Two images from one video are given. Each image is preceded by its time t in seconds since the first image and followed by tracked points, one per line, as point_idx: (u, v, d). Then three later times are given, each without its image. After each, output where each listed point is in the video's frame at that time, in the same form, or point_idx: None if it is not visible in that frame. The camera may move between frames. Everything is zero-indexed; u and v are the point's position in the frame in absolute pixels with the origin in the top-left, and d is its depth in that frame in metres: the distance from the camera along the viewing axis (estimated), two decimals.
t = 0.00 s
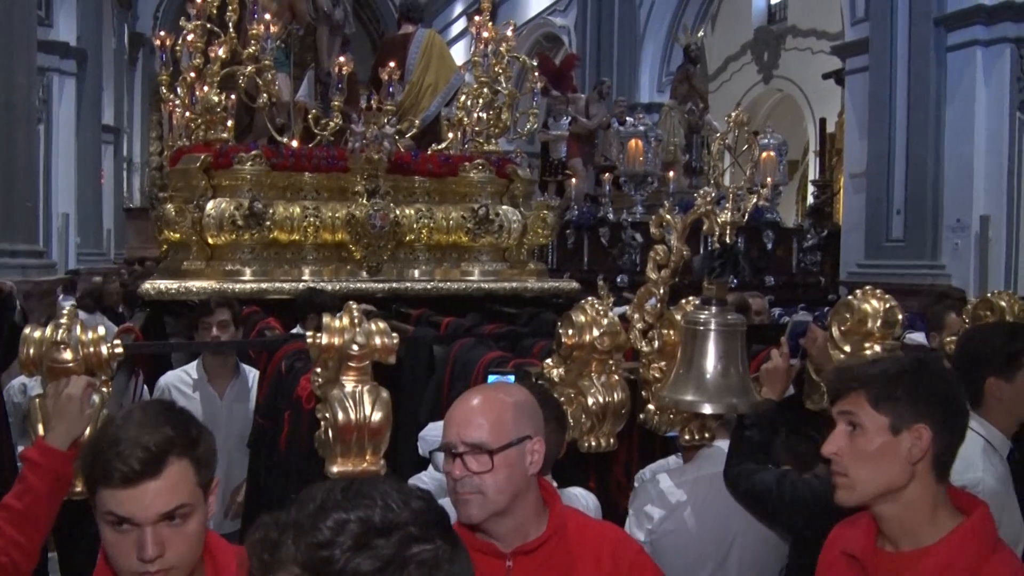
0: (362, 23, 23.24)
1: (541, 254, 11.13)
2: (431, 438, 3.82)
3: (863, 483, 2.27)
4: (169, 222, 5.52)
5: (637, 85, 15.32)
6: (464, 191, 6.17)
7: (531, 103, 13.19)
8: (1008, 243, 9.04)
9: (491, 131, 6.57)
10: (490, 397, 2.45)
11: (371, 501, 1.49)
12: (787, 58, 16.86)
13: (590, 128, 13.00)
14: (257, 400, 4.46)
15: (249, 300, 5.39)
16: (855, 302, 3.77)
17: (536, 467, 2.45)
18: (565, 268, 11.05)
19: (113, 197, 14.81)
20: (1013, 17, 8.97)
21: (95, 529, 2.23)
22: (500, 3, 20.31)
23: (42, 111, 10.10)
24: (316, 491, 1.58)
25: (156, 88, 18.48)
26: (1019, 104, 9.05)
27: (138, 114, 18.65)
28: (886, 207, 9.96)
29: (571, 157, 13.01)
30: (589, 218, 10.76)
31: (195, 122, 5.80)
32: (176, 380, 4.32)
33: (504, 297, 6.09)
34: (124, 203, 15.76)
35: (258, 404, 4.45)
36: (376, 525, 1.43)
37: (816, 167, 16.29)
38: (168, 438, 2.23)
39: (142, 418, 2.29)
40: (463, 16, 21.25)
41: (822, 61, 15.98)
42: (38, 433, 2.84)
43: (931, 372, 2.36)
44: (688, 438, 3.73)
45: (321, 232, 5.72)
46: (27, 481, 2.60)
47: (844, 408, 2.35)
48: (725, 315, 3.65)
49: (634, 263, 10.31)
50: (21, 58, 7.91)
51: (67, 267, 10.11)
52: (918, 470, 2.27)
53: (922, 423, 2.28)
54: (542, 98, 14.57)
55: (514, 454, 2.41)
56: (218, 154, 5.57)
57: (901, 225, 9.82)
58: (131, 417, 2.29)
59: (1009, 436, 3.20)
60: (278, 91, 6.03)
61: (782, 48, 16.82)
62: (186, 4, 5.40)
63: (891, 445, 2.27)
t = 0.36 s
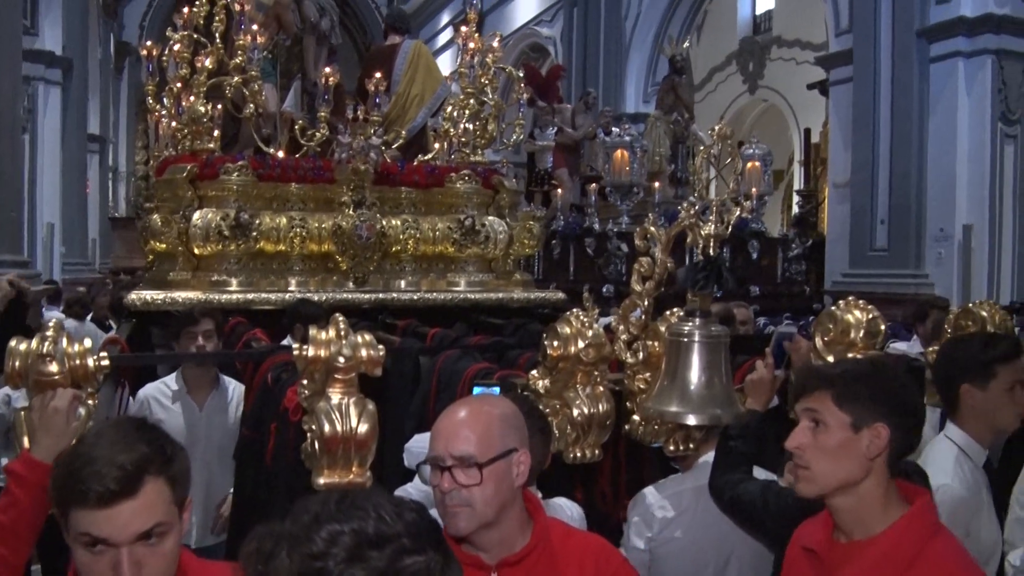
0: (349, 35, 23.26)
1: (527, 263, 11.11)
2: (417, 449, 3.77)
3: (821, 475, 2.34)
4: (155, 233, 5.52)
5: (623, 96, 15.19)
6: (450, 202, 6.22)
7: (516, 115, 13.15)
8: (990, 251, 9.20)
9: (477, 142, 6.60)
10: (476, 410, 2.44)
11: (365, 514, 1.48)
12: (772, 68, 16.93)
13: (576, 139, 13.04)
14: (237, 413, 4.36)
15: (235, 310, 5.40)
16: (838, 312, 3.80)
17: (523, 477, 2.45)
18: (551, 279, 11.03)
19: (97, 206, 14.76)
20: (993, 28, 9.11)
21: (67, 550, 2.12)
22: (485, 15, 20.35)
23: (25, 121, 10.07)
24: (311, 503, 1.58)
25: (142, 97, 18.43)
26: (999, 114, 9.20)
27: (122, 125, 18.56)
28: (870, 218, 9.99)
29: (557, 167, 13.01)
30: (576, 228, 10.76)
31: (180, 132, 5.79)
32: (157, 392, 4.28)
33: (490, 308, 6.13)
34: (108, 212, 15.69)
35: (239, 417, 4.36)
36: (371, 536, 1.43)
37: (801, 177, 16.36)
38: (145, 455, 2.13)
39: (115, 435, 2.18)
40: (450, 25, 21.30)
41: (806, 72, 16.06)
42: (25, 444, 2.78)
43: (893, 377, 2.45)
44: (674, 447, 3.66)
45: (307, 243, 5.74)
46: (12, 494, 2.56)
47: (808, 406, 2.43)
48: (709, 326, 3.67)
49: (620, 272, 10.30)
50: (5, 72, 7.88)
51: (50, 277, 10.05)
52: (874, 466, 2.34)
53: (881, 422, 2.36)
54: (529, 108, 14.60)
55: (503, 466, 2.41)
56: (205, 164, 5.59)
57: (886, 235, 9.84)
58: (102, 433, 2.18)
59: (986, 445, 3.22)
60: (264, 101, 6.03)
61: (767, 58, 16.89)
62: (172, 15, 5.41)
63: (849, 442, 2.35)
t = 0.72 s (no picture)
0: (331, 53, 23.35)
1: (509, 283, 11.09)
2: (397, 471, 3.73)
3: (776, 487, 2.37)
4: (137, 251, 5.52)
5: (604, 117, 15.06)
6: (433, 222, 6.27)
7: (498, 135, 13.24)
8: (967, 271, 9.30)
9: (459, 162, 6.65)
10: (474, 428, 2.35)
11: (354, 539, 1.50)
12: (752, 89, 17.03)
13: (558, 158, 12.94)
14: (205, 431, 4.00)
15: (217, 330, 5.42)
16: (816, 333, 3.84)
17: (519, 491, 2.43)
18: (533, 298, 11.03)
19: (77, 223, 14.73)
20: (969, 52, 9.24)
21: None
22: (468, 36, 20.46)
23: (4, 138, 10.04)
24: (301, 527, 1.61)
25: (123, 115, 18.36)
26: (975, 136, 9.35)
27: (102, 143, 18.46)
28: (849, 237, 10.04)
29: (538, 187, 13.06)
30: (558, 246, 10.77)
31: (163, 150, 5.79)
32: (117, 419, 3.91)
33: (472, 328, 6.18)
34: (89, 229, 15.64)
35: (207, 436, 4.00)
36: (361, 562, 1.45)
37: (782, 198, 16.45)
38: (112, 480, 2.01)
39: (80, 461, 2.05)
40: (432, 44, 21.38)
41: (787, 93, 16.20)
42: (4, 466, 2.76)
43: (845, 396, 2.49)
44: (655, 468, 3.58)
45: (289, 262, 5.73)
46: None
47: (763, 422, 2.46)
48: (689, 349, 3.49)
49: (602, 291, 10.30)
50: None
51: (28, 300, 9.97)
52: (826, 477, 2.37)
53: (832, 436, 2.39)
54: (511, 128, 14.68)
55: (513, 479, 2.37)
56: (187, 183, 5.61)
57: (864, 255, 9.92)
58: (66, 458, 2.05)
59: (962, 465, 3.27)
60: (248, 121, 6.05)
61: (747, 79, 16.94)
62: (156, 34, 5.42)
63: (801, 456, 2.37)
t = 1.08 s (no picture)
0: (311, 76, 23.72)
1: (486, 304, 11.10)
2: (377, 496, 3.70)
3: (728, 507, 2.39)
4: (112, 274, 5.49)
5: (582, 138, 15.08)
6: (411, 244, 6.32)
7: (476, 158, 13.31)
8: (941, 290, 9.41)
9: (437, 185, 6.67)
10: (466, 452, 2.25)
11: (342, 566, 1.51)
12: (728, 111, 17.18)
13: (535, 181, 13.01)
14: (169, 453, 4.03)
15: (195, 353, 5.40)
16: (793, 355, 3.87)
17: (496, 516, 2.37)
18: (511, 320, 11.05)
19: (53, 246, 14.65)
20: (940, 75, 9.37)
21: None
22: (446, 58, 20.58)
23: None
24: (290, 552, 1.60)
25: (100, 138, 18.33)
26: (948, 157, 9.45)
27: (78, 165, 18.42)
28: (825, 257, 10.15)
29: (516, 209, 13.11)
30: (535, 268, 10.81)
31: (140, 172, 5.77)
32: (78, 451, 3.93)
33: (450, 349, 6.23)
34: (63, 251, 15.55)
35: (171, 458, 4.03)
36: None
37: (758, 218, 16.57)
38: (83, 506, 1.75)
39: (45, 488, 1.77)
40: (411, 67, 21.60)
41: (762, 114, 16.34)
42: None
43: (801, 417, 2.44)
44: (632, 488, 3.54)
45: (267, 284, 5.78)
46: None
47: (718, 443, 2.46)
48: (667, 371, 3.49)
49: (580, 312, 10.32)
50: None
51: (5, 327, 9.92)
52: (772, 498, 2.36)
53: (776, 461, 2.37)
54: (489, 150, 14.76)
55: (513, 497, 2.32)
56: (165, 206, 5.58)
57: (840, 274, 10.03)
58: (30, 486, 1.77)
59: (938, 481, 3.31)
60: (226, 143, 6.04)
61: (723, 101, 17.09)
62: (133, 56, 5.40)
63: (743, 480, 2.37)
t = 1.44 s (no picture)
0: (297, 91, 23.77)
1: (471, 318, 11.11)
2: (364, 511, 3.69)
3: (709, 533, 2.33)
4: (97, 288, 5.48)
5: (567, 151, 15.03)
6: (396, 258, 6.33)
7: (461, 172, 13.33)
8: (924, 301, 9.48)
9: (422, 199, 6.68)
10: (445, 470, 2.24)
11: None
12: (712, 124, 17.26)
13: (521, 195, 13.06)
14: (155, 471, 3.93)
15: (180, 368, 5.39)
16: (778, 368, 3.87)
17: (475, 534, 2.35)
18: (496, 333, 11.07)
19: (36, 260, 14.62)
20: (921, 89, 9.44)
21: None
22: (431, 72, 20.63)
23: None
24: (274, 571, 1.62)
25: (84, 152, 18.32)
26: (930, 170, 9.51)
27: (61, 179, 18.39)
28: (809, 269, 10.23)
29: (502, 222, 13.14)
30: (521, 282, 10.84)
31: (125, 186, 5.77)
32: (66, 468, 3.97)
33: (435, 363, 6.24)
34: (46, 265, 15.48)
35: (157, 475, 3.92)
36: None
37: (742, 230, 16.63)
38: (64, 523, 1.72)
39: (26, 504, 1.75)
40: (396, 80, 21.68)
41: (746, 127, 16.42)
42: None
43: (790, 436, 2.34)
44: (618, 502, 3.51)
45: (252, 299, 5.77)
46: None
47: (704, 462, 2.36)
48: (653, 385, 3.50)
49: (566, 325, 10.34)
50: None
51: None
52: (749, 526, 2.28)
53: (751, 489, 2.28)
54: (474, 163, 14.78)
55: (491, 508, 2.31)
56: (149, 220, 5.58)
57: (824, 286, 10.10)
58: (11, 505, 1.74)
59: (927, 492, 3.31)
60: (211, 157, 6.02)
61: (707, 114, 17.17)
62: (118, 70, 5.40)
63: (721, 503, 2.30)
